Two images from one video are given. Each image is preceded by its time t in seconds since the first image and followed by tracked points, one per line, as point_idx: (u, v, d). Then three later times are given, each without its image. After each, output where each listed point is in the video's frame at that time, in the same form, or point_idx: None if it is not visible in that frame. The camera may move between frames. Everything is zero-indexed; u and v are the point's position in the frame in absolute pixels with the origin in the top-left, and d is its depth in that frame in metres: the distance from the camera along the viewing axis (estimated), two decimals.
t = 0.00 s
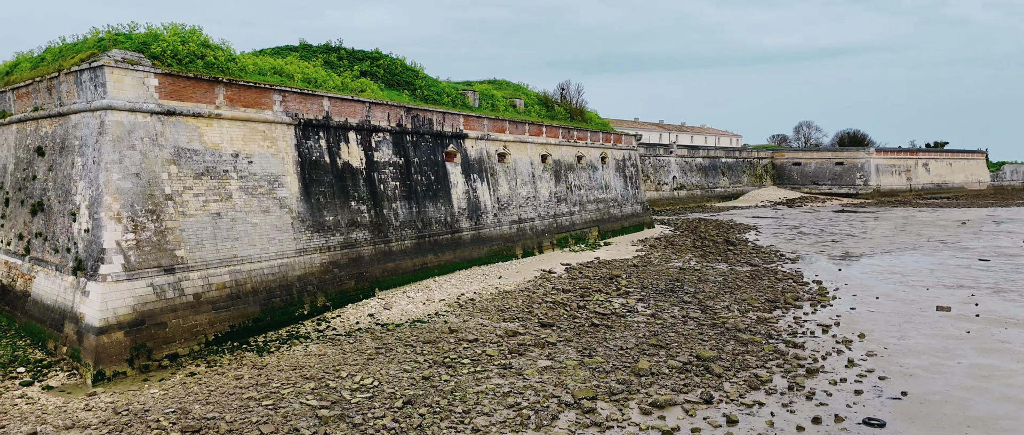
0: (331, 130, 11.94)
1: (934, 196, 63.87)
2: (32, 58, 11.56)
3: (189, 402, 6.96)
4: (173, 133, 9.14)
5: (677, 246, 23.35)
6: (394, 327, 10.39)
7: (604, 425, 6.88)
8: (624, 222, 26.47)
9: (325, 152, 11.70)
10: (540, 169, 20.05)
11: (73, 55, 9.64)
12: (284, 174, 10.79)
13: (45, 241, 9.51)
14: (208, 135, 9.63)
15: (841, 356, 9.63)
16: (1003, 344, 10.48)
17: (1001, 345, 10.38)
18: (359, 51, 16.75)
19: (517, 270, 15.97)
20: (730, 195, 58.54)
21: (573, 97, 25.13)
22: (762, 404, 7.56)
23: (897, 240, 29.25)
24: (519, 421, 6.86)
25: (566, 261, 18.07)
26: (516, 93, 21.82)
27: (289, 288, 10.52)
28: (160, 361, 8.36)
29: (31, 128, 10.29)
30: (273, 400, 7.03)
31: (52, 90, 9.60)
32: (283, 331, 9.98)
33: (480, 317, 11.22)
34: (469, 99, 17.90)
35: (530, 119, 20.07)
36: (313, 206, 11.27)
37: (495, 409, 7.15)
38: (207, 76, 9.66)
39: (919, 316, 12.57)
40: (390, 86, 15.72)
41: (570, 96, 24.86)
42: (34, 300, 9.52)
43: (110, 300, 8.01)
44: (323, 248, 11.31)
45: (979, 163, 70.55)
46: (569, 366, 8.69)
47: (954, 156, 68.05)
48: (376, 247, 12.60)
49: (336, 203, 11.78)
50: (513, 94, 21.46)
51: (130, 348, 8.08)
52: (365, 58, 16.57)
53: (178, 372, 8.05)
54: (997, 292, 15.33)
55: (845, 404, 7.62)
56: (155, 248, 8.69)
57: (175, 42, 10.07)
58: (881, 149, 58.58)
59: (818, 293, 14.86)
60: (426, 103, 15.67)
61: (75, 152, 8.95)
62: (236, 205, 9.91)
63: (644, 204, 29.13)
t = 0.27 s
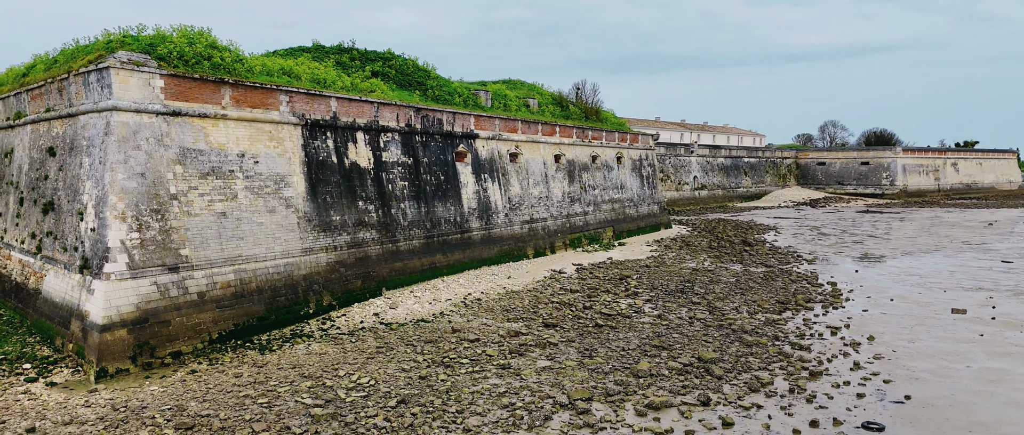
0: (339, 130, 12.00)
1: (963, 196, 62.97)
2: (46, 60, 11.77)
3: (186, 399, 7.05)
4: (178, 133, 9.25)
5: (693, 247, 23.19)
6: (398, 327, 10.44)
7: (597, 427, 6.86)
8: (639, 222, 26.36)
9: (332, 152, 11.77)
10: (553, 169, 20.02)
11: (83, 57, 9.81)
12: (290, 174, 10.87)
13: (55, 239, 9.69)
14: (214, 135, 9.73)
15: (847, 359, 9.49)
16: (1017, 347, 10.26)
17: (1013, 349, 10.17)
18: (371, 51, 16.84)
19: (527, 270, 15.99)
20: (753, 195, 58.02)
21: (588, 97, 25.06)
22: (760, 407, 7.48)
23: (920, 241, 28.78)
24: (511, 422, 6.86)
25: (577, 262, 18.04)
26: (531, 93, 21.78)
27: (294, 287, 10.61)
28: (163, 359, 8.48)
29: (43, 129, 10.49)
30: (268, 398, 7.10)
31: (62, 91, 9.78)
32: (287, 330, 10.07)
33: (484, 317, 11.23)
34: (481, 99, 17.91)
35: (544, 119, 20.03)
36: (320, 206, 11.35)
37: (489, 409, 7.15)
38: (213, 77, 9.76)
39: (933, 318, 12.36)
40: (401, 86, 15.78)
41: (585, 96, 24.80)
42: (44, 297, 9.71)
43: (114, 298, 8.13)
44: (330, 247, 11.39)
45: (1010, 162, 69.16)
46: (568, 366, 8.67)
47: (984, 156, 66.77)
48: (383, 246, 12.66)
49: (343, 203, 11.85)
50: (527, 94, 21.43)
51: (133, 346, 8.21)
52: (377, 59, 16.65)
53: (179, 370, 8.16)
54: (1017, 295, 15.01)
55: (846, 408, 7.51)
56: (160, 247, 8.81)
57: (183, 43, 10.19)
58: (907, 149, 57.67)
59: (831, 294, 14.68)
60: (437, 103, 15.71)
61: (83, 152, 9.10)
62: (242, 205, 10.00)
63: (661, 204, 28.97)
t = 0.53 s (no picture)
0: (338, 130, 12.03)
1: (982, 196, 62.23)
2: (50, 62, 11.90)
3: (175, 397, 7.11)
4: (175, 134, 9.32)
5: (700, 247, 23.07)
6: (394, 327, 10.47)
7: (582, 427, 6.85)
8: (647, 222, 26.27)
9: (331, 152, 11.80)
10: (558, 169, 20.00)
11: (83, 58, 9.90)
12: (288, 174, 10.93)
13: (55, 239, 9.80)
14: (211, 135, 9.79)
15: (843, 361, 9.40)
16: (1019, 350, 10.11)
17: (1016, 351, 10.02)
18: (375, 52, 16.88)
19: (529, 270, 16.00)
20: (766, 195, 57.65)
21: (596, 97, 24.99)
22: (749, 409, 7.43)
23: (934, 242, 28.46)
24: (496, 422, 6.86)
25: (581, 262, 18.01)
26: (537, 93, 21.75)
27: (292, 286, 10.66)
28: (157, 357, 8.55)
29: (45, 129, 10.62)
30: (256, 397, 7.14)
31: (62, 92, 9.89)
32: (284, 329, 10.12)
33: (481, 317, 11.24)
34: (486, 99, 17.90)
35: (549, 119, 20.00)
36: (318, 206, 11.40)
37: (476, 409, 7.15)
38: (210, 77, 9.81)
39: (936, 320, 12.21)
40: (404, 86, 15.80)
41: (593, 96, 24.74)
42: (44, 295, 9.83)
43: (108, 297, 8.21)
44: (328, 247, 11.44)
45: None
46: (560, 367, 8.65)
47: (1004, 155, 65.91)
48: (383, 246, 12.70)
49: (342, 203, 11.89)
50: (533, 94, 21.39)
51: (127, 344, 8.29)
52: (381, 59, 16.68)
53: (172, 368, 8.22)
54: None
55: (837, 410, 7.44)
56: (155, 246, 8.89)
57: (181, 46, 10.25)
58: (924, 149, 57.04)
59: (836, 295, 14.55)
60: (439, 103, 15.72)
61: (81, 152, 9.21)
62: (239, 205, 10.07)
63: (670, 204, 28.86)
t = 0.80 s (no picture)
0: (329, 130, 12.04)
1: (990, 196, 61.81)
2: (43, 62, 11.96)
3: (155, 397, 7.14)
4: (162, 134, 9.35)
5: (699, 247, 23.01)
6: (382, 326, 10.48)
7: (559, 428, 6.84)
8: (647, 222, 26.23)
9: (322, 152, 11.82)
10: (556, 169, 19.98)
11: (72, 58, 9.95)
12: (278, 174, 10.95)
13: (45, 238, 9.86)
14: (199, 135, 9.82)
15: (830, 362, 9.36)
16: (1010, 351, 10.03)
17: (1006, 352, 9.94)
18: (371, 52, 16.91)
19: (524, 270, 16.00)
20: (772, 195, 57.45)
21: (596, 96, 24.95)
22: (730, 410, 7.40)
23: (937, 243, 28.28)
24: (474, 422, 6.85)
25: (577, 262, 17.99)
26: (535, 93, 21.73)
27: (281, 286, 10.69)
28: (142, 357, 8.59)
29: (37, 129, 10.68)
30: (236, 396, 7.16)
31: (52, 92, 9.95)
32: (272, 329, 10.15)
33: (471, 317, 11.23)
34: (482, 99, 17.89)
35: (547, 119, 19.97)
36: (308, 205, 11.43)
37: (455, 409, 7.15)
38: (198, 78, 9.84)
39: (929, 321, 12.13)
40: (399, 86, 15.82)
41: (593, 95, 24.70)
42: (34, 295, 9.89)
43: (93, 296, 8.25)
44: (318, 246, 11.46)
45: None
46: (544, 367, 8.63)
47: (1013, 155, 65.46)
48: (374, 246, 12.71)
49: (332, 202, 11.91)
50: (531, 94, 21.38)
51: (111, 343, 8.33)
52: (377, 59, 16.70)
53: (156, 367, 8.26)
54: None
55: (818, 411, 7.40)
56: (141, 246, 8.92)
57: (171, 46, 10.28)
58: (931, 149, 56.70)
59: (831, 296, 14.48)
60: (434, 103, 15.72)
61: (69, 152, 9.25)
62: (227, 205, 10.10)
63: (672, 204, 28.81)
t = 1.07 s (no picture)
0: (316, 130, 12.05)
1: (995, 196, 61.53)
2: (32, 63, 12.00)
3: (130, 396, 7.17)
4: (144, 134, 9.38)
5: (695, 247, 22.97)
6: (366, 326, 10.49)
7: (532, 428, 6.83)
8: (644, 222, 26.20)
9: (309, 152, 11.83)
10: (550, 169, 19.96)
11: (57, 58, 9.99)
12: (263, 174, 10.97)
13: (29, 238, 9.89)
14: (183, 135, 9.85)
15: (812, 363, 9.32)
16: (995, 352, 9.97)
17: (991, 354, 9.88)
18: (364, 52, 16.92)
19: (515, 270, 15.99)
20: (774, 195, 57.31)
21: (592, 96, 24.93)
22: (705, 410, 7.39)
23: (937, 243, 28.16)
24: (447, 422, 6.84)
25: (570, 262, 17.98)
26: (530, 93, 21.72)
27: (265, 285, 10.72)
28: (122, 356, 8.63)
29: (23, 129, 10.72)
30: (211, 396, 7.17)
31: (37, 92, 9.98)
32: (256, 329, 10.18)
33: (456, 317, 11.22)
34: (475, 99, 17.89)
35: (541, 119, 19.95)
36: (295, 205, 11.45)
37: (429, 409, 7.14)
38: (182, 78, 9.87)
39: (918, 321, 12.07)
40: (391, 86, 15.82)
41: (589, 95, 24.68)
42: (19, 294, 9.92)
43: (73, 296, 8.29)
44: (304, 246, 11.48)
45: None
46: (523, 367, 8.62)
47: (1019, 156, 65.21)
48: (362, 246, 12.73)
49: (319, 202, 11.92)
50: (526, 94, 21.37)
51: (91, 343, 8.37)
52: (369, 59, 16.70)
53: (135, 367, 8.28)
54: (1017, 298, 14.61)
55: (794, 412, 7.38)
56: (123, 245, 8.95)
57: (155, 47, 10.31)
58: (935, 149, 56.47)
59: (821, 297, 14.44)
60: (425, 103, 15.72)
61: (51, 152, 9.29)
62: (211, 205, 10.12)
63: (669, 204, 28.77)
